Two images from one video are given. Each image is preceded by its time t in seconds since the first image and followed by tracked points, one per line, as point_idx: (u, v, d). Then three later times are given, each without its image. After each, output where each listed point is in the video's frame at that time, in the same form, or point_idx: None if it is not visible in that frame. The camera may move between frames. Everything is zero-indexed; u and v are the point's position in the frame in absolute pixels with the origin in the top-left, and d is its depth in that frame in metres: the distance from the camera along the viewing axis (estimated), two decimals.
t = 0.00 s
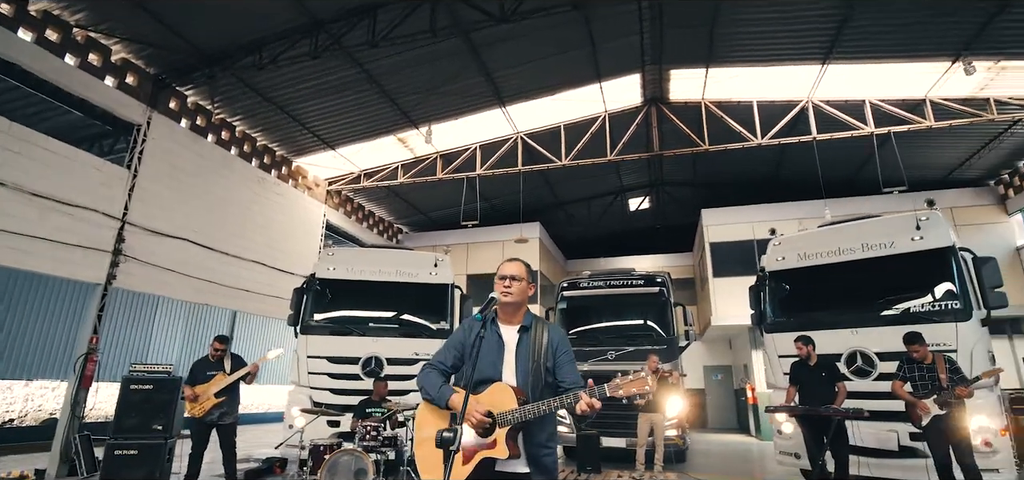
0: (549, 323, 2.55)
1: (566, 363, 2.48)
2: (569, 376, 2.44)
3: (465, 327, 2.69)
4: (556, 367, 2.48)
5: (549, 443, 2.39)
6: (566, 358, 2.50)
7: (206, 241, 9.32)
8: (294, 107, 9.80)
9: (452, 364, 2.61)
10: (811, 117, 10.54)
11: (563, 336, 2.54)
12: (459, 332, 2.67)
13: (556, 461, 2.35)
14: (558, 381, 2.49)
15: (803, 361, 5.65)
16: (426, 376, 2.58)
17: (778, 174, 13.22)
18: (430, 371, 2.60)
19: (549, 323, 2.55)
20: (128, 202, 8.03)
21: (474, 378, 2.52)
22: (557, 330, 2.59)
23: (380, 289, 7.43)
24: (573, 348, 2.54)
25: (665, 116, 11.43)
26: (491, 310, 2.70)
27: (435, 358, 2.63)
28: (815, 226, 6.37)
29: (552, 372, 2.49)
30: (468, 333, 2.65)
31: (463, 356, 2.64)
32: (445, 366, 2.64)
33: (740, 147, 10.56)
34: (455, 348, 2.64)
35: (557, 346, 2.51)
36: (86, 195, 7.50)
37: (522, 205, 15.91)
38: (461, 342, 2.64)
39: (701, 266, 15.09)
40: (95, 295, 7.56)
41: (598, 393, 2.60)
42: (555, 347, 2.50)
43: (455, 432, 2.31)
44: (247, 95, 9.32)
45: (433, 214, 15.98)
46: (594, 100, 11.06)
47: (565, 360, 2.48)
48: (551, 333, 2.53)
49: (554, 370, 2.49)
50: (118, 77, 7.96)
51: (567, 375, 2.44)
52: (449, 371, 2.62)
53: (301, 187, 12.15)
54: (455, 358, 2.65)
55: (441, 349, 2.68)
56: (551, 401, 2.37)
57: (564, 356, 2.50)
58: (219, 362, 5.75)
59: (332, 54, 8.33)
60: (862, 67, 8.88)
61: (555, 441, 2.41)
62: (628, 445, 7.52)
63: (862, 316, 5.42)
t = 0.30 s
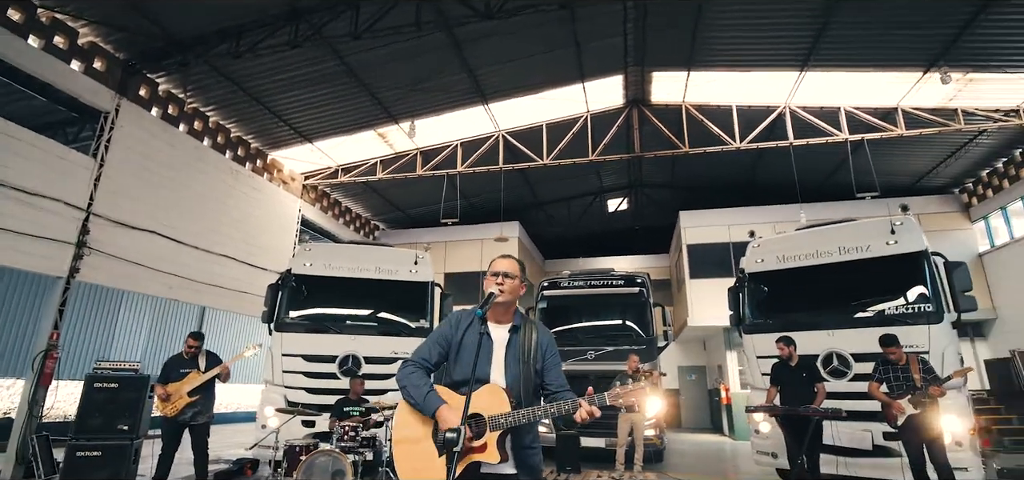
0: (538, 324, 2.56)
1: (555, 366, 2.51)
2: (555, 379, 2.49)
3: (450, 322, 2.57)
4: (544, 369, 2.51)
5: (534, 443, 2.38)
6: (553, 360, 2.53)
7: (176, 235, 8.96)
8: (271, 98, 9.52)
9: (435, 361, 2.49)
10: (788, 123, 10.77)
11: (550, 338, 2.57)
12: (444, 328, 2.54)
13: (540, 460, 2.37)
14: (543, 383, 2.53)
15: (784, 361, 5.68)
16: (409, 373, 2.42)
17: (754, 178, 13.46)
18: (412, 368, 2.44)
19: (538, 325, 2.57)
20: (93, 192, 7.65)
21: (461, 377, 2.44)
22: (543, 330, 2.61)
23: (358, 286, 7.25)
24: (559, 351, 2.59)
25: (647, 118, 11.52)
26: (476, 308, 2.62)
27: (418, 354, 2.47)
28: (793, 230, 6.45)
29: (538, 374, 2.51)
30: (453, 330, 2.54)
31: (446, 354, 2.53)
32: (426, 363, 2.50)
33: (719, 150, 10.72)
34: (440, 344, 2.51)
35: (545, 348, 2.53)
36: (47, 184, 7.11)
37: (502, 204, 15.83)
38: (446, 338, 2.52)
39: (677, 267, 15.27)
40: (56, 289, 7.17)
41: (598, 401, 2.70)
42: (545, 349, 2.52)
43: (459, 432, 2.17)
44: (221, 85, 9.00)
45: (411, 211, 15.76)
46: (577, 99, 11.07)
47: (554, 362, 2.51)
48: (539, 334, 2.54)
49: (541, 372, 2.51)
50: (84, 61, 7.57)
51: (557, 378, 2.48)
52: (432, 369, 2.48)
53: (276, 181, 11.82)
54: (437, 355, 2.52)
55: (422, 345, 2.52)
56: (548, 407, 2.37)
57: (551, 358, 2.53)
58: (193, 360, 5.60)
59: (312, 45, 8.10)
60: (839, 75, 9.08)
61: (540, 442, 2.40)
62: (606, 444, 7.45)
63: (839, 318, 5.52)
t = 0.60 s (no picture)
0: (546, 320, 2.59)
1: (563, 363, 2.56)
2: (564, 376, 2.55)
3: (458, 316, 2.55)
4: (553, 366, 2.55)
5: (544, 442, 2.40)
6: (560, 357, 2.57)
7: (162, 231, 8.78)
8: (259, 93, 9.36)
9: (443, 357, 2.47)
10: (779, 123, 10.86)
11: (557, 334, 2.61)
12: (451, 323, 2.52)
13: (549, 459, 2.39)
14: (550, 379, 2.58)
15: (781, 360, 5.71)
16: (418, 370, 2.38)
17: (743, 178, 13.57)
18: (420, 365, 2.41)
19: (545, 321, 2.60)
20: (75, 186, 7.45)
21: (470, 374, 2.44)
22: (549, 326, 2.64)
23: (349, 284, 7.14)
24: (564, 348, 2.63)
25: (639, 116, 11.54)
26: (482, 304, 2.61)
27: (426, 350, 2.44)
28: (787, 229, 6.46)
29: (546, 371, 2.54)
30: (460, 325, 2.52)
31: (453, 349, 2.51)
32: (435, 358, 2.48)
33: (711, 150, 10.77)
34: (448, 340, 2.49)
35: (553, 344, 2.57)
36: (28, 177, 6.90)
37: (492, 202, 15.77)
38: (454, 333, 2.50)
39: (668, 266, 15.34)
40: (37, 285, 6.97)
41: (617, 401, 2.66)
42: (553, 345, 2.55)
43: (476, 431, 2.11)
44: (209, 78, 8.82)
45: (401, 209, 15.62)
46: (570, 98, 11.05)
47: (562, 360, 2.56)
48: (546, 330, 2.57)
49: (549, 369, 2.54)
50: (67, 51, 7.36)
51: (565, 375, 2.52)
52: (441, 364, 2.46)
53: (264, 177, 11.63)
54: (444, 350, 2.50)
55: (428, 341, 2.49)
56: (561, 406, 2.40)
57: (558, 355, 2.58)
58: (183, 358, 5.48)
59: (303, 38, 7.96)
60: (829, 76, 9.16)
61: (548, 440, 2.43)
62: (599, 443, 7.44)
63: (832, 317, 5.55)
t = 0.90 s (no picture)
0: (559, 316, 2.54)
1: (579, 359, 2.52)
2: (581, 374, 2.52)
3: (468, 317, 2.52)
4: (568, 364, 2.51)
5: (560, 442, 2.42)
6: (577, 354, 2.53)
7: (150, 229, 8.61)
8: (249, 89, 9.21)
9: (454, 358, 2.45)
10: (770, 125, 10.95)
11: (572, 330, 2.55)
12: (460, 324, 2.49)
13: (566, 460, 2.41)
14: (568, 377, 2.55)
15: (777, 359, 5.71)
16: (429, 373, 2.38)
17: (734, 179, 13.67)
18: (431, 367, 2.41)
19: (558, 317, 2.55)
20: (59, 181, 7.27)
21: (481, 374, 2.39)
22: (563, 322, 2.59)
23: (340, 282, 7.03)
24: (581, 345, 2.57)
25: (632, 116, 11.57)
26: (494, 304, 2.57)
27: (435, 352, 2.43)
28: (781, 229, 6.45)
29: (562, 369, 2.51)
30: (470, 326, 2.49)
31: (464, 350, 2.48)
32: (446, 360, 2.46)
33: (703, 150, 10.83)
34: (458, 341, 2.46)
35: (568, 340, 2.52)
36: (10, 172, 6.71)
37: (484, 201, 15.71)
38: (464, 335, 2.47)
39: (659, 267, 15.40)
40: (19, 284, 6.78)
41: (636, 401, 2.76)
42: (568, 341, 2.51)
43: (494, 435, 2.08)
44: (198, 73, 8.67)
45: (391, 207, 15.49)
46: (564, 97, 11.06)
47: (578, 357, 2.51)
48: (561, 326, 2.53)
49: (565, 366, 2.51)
50: (52, 44, 7.16)
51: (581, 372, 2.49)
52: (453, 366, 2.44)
53: (253, 174, 11.46)
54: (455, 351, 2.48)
55: (439, 344, 2.49)
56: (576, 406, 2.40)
57: (574, 351, 2.53)
58: (172, 357, 5.36)
59: (295, 34, 7.84)
60: (821, 78, 9.24)
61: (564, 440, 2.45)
62: (593, 443, 7.42)
63: (826, 317, 5.59)
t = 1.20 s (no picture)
0: (578, 313, 2.53)
1: (600, 357, 2.48)
2: (603, 371, 2.47)
3: (484, 319, 2.55)
4: (589, 361, 2.48)
5: (582, 445, 2.39)
6: (598, 351, 2.49)
7: (143, 226, 8.51)
8: (244, 85, 9.13)
9: (471, 361, 2.48)
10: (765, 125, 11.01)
11: (592, 326, 2.52)
12: (477, 326, 2.53)
13: (588, 462, 2.40)
14: (589, 375, 2.51)
15: (776, 358, 5.72)
16: (445, 376, 2.43)
17: (729, 179, 13.74)
18: (448, 369, 2.46)
19: (577, 315, 2.53)
20: (49, 176, 7.16)
21: (498, 374, 2.43)
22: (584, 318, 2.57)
23: (336, 280, 6.95)
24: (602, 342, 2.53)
25: (628, 116, 11.62)
26: (510, 305, 2.59)
27: (452, 355, 2.48)
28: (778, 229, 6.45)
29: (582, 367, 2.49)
30: (487, 327, 2.53)
31: (482, 351, 2.52)
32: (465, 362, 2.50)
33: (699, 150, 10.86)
34: (475, 343, 2.50)
35: (588, 338, 2.49)
36: None
37: (479, 200, 15.68)
38: (481, 336, 2.51)
39: (653, 266, 15.46)
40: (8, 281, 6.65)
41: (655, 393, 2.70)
42: (588, 339, 2.48)
43: (516, 434, 2.11)
44: (192, 69, 8.57)
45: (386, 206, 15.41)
46: (560, 97, 11.09)
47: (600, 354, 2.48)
48: (580, 324, 2.51)
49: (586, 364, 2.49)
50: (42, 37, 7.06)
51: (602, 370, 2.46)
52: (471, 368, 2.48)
53: (247, 171, 11.35)
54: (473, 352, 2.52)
55: (456, 346, 2.52)
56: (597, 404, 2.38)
57: (594, 349, 2.50)
58: (166, 357, 5.30)
59: (291, 30, 7.77)
60: (817, 79, 9.29)
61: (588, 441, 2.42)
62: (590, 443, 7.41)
63: (822, 317, 5.61)
